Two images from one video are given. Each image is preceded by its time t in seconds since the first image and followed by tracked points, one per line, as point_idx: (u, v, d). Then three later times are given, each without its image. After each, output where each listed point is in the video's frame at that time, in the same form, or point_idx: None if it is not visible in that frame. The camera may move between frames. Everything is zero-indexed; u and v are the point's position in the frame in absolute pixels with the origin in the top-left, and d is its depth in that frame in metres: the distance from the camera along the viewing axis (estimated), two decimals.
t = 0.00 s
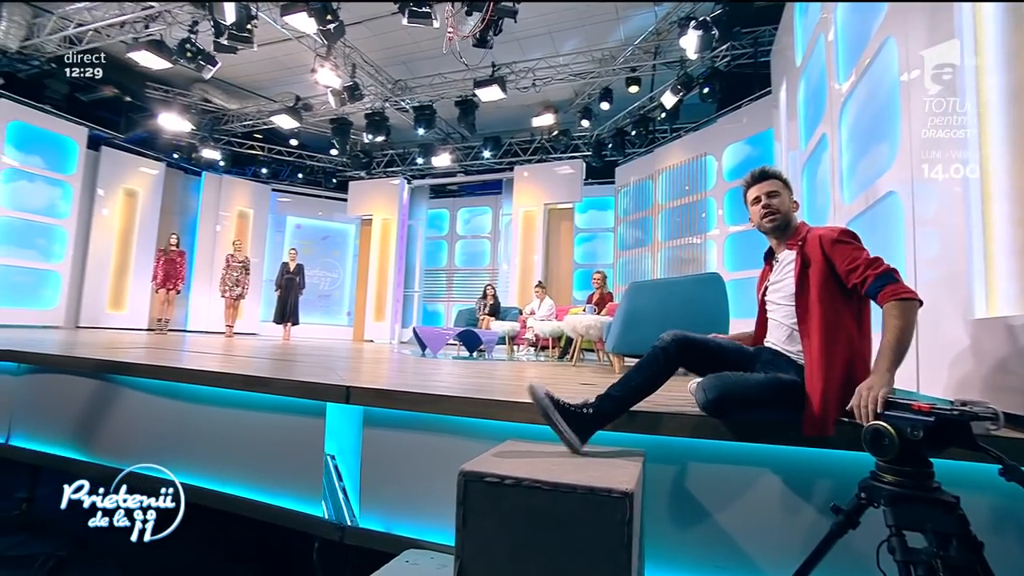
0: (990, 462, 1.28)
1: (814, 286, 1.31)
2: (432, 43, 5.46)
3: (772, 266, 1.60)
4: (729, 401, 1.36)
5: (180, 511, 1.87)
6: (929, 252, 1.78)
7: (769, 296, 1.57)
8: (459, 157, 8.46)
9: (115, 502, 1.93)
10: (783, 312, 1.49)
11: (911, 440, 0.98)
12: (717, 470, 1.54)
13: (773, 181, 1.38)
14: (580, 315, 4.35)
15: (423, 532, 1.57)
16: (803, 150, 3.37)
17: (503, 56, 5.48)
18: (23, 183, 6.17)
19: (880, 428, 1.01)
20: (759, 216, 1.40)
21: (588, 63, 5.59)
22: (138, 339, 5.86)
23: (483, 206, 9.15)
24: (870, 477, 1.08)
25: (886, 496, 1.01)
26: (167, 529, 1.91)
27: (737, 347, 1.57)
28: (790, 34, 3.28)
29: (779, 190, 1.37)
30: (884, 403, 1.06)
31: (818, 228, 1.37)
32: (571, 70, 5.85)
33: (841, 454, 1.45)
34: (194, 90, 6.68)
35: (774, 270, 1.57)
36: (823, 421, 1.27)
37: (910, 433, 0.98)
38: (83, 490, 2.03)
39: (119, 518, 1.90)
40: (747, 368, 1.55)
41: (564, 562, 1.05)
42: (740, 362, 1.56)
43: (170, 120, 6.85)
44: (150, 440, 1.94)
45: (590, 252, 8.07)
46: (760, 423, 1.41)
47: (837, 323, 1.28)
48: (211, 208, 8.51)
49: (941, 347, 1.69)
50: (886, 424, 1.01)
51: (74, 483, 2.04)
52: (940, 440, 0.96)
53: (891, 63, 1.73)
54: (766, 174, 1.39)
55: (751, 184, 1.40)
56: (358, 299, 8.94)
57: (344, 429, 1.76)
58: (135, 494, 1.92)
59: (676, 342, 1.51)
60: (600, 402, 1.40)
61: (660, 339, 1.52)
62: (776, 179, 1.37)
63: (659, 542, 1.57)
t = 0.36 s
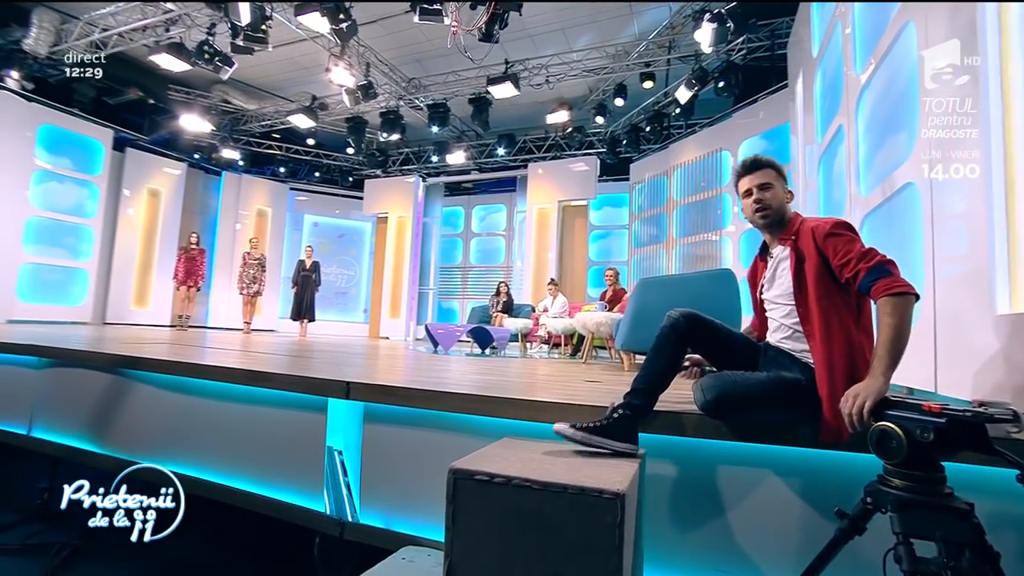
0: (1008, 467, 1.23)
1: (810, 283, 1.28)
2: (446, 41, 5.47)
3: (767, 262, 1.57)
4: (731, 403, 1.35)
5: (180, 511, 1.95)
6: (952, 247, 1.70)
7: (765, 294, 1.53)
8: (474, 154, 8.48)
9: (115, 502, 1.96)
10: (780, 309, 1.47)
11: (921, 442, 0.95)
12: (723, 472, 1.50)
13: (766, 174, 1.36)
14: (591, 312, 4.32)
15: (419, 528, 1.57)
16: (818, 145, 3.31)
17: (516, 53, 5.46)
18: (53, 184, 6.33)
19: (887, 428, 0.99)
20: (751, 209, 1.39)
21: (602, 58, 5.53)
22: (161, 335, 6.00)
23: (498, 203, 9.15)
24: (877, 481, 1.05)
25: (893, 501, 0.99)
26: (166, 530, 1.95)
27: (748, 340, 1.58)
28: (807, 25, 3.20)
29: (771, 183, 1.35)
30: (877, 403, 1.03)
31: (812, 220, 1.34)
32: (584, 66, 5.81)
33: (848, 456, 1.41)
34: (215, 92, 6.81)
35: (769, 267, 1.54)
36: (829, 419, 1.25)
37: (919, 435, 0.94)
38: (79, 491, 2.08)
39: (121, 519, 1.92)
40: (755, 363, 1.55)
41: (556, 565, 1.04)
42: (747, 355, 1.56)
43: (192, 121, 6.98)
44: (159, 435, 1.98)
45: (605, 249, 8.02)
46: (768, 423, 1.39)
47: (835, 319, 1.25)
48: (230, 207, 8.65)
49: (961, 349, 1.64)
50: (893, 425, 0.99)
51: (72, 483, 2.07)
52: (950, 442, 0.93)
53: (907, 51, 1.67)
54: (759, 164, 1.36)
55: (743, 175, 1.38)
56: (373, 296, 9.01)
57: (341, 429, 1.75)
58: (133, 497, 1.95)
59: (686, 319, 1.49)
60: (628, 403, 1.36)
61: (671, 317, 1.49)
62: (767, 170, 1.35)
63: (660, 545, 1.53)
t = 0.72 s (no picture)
0: None
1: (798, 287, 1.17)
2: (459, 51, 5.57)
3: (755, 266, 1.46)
4: (732, 406, 1.24)
5: (180, 511, 1.98)
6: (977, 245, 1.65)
7: (759, 298, 1.40)
8: (488, 160, 8.56)
9: (114, 502, 2.01)
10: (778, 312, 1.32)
11: (939, 450, 0.83)
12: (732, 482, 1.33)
13: (745, 173, 1.28)
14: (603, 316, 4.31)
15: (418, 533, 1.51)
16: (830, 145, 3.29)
17: (528, 60, 5.53)
18: (86, 197, 6.57)
19: (900, 434, 0.87)
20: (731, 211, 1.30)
21: (613, 63, 5.56)
22: (187, 340, 6.18)
23: (513, 209, 9.21)
24: (890, 490, 0.94)
25: (909, 514, 0.87)
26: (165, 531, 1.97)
27: (749, 342, 1.37)
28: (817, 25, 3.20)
29: (751, 181, 1.27)
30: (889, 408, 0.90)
31: (795, 217, 1.24)
32: (595, 71, 5.85)
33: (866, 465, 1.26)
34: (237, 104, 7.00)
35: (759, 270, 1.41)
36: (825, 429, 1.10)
37: (937, 442, 0.83)
38: (76, 492, 2.10)
39: (120, 518, 1.96)
40: (758, 367, 1.35)
41: None
42: (747, 359, 1.36)
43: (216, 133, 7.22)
44: (172, 436, 2.02)
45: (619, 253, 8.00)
46: (770, 428, 1.24)
47: (830, 323, 1.12)
48: (252, 215, 8.87)
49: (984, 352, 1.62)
50: (907, 430, 0.86)
51: (72, 484, 2.14)
52: (971, 450, 0.82)
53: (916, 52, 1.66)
54: (735, 163, 1.29)
55: (723, 177, 1.31)
56: (391, 302, 9.11)
57: (346, 432, 1.70)
58: (132, 497, 1.99)
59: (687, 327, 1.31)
60: (628, 408, 1.23)
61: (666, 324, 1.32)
62: (746, 169, 1.28)
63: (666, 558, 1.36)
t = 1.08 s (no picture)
0: None
1: (798, 294, 1.10)
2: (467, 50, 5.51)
3: (744, 269, 1.37)
4: (731, 414, 1.16)
5: (180, 511, 1.93)
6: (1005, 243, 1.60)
7: (755, 301, 1.32)
8: (496, 161, 8.53)
9: (115, 501, 2.00)
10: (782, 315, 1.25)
11: (978, 462, 0.74)
12: (746, 490, 1.23)
13: (726, 173, 1.17)
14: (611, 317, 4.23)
15: (414, 539, 1.45)
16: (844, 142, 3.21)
17: (536, 59, 5.48)
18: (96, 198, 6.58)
19: (932, 444, 0.78)
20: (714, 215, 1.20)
21: (621, 61, 5.49)
22: (195, 341, 6.18)
23: (520, 209, 9.16)
24: (922, 505, 0.86)
25: (943, 534, 0.79)
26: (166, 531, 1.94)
27: (756, 343, 1.29)
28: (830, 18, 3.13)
29: (734, 180, 1.17)
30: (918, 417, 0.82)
31: (783, 216, 1.16)
32: (604, 69, 5.77)
33: (891, 476, 1.15)
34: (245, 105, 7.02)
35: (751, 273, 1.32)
36: (853, 450, 1.01)
37: (975, 454, 0.74)
38: (80, 492, 2.10)
39: (123, 516, 1.95)
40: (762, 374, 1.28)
41: None
42: (752, 363, 1.29)
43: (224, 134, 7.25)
44: (171, 438, 1.97)
45: (628, 253, 7.92)
46: (777, 437, 1.16)
47: (838, 330, 1.05)
48: (260, 216, 8.90)
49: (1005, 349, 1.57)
50: (939, 440, 0.78)
51: (75, 486, 2.14)
52: (1013, 462, 0.72)
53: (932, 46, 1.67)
54: (713, 162, 1.18)
55: (703, 181, 1.20)
56: (398, 303, 9.09)
57: (343, 435, 1.62)
58: (134, 496, 1.97)
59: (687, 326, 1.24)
60: (636, 411, 1.17)
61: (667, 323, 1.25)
62: (728, 167, 1.18)
63: (670, 568, 1.27)
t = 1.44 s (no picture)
0: None
1: (803, 287, 1.03)
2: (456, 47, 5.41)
3: (745, 262, 1.28)
4: (715, 421, 1.10)
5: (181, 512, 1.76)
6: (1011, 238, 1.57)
7: (758, 296, 1.24)
8: (486, 160, 8.46)
9: (116, 501, 1.88)
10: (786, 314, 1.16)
11: None
12: (750, 501, 1.15)
13: (725, 156, 1.11)
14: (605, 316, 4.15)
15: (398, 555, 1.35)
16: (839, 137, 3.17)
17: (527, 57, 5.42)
18: (76, 200, 6.42)
19: (973, 456, 0.72)
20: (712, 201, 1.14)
21: (613, 58, 5.43)
22: (182, 345, 6.06)
23: (512, 209, 9.09)
24: (962, 526, 0.78)
25: (988, 558, 0.72)
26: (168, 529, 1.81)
27: (759, 342, 1.22)
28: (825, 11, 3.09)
29: (733, 163, 1.11)
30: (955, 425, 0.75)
31: (786, 202, 1.09)
32: (594, 66, 5.71)
33: (901, 486, 1.07)
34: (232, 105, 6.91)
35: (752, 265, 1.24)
36: (864, 461, 0.93)
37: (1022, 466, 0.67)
38: (81, 492, 2.00)
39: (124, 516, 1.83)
40: (765, 373, 1.20)
41: None
42: (754, 364, 1.20)
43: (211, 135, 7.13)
44: (144, 449, 1.87)
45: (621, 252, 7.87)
46: (784, 445, 1.09)
47: (846, 328, 0.98)
48: (248, 218, 8.77)
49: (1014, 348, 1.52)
50: (982, 452, 0.71)
51: (77, 486, 2.02)
52: None
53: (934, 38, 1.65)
54: (710, 143, 1.12)
55: (700, 163, 1.13)
56: (389, 305, 8.99)
57: (324, 443, 1.53)
58: (135, 495, 1.83)
59: (686, 324, 1.18)
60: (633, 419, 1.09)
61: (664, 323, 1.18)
62: (725, 148, 1.12)
63: None
